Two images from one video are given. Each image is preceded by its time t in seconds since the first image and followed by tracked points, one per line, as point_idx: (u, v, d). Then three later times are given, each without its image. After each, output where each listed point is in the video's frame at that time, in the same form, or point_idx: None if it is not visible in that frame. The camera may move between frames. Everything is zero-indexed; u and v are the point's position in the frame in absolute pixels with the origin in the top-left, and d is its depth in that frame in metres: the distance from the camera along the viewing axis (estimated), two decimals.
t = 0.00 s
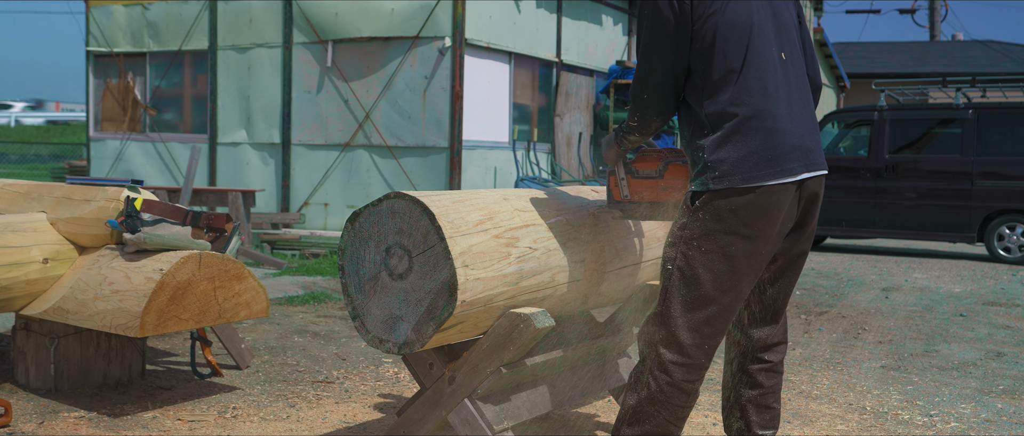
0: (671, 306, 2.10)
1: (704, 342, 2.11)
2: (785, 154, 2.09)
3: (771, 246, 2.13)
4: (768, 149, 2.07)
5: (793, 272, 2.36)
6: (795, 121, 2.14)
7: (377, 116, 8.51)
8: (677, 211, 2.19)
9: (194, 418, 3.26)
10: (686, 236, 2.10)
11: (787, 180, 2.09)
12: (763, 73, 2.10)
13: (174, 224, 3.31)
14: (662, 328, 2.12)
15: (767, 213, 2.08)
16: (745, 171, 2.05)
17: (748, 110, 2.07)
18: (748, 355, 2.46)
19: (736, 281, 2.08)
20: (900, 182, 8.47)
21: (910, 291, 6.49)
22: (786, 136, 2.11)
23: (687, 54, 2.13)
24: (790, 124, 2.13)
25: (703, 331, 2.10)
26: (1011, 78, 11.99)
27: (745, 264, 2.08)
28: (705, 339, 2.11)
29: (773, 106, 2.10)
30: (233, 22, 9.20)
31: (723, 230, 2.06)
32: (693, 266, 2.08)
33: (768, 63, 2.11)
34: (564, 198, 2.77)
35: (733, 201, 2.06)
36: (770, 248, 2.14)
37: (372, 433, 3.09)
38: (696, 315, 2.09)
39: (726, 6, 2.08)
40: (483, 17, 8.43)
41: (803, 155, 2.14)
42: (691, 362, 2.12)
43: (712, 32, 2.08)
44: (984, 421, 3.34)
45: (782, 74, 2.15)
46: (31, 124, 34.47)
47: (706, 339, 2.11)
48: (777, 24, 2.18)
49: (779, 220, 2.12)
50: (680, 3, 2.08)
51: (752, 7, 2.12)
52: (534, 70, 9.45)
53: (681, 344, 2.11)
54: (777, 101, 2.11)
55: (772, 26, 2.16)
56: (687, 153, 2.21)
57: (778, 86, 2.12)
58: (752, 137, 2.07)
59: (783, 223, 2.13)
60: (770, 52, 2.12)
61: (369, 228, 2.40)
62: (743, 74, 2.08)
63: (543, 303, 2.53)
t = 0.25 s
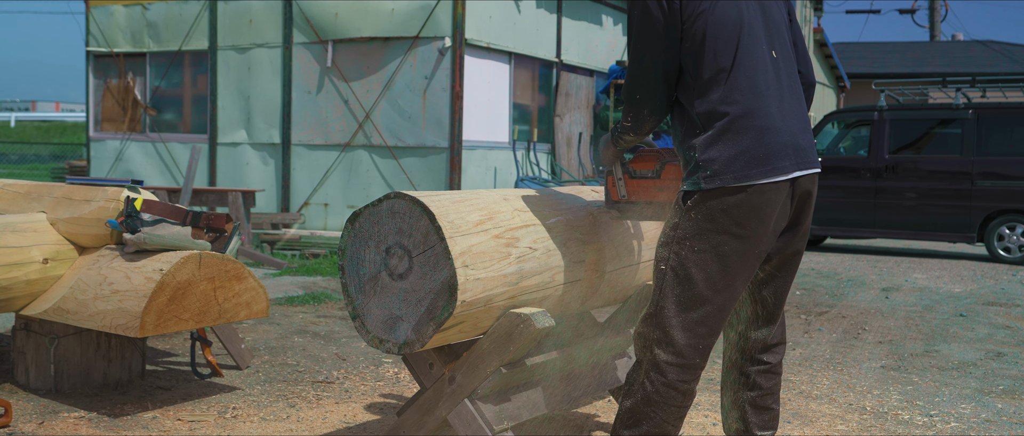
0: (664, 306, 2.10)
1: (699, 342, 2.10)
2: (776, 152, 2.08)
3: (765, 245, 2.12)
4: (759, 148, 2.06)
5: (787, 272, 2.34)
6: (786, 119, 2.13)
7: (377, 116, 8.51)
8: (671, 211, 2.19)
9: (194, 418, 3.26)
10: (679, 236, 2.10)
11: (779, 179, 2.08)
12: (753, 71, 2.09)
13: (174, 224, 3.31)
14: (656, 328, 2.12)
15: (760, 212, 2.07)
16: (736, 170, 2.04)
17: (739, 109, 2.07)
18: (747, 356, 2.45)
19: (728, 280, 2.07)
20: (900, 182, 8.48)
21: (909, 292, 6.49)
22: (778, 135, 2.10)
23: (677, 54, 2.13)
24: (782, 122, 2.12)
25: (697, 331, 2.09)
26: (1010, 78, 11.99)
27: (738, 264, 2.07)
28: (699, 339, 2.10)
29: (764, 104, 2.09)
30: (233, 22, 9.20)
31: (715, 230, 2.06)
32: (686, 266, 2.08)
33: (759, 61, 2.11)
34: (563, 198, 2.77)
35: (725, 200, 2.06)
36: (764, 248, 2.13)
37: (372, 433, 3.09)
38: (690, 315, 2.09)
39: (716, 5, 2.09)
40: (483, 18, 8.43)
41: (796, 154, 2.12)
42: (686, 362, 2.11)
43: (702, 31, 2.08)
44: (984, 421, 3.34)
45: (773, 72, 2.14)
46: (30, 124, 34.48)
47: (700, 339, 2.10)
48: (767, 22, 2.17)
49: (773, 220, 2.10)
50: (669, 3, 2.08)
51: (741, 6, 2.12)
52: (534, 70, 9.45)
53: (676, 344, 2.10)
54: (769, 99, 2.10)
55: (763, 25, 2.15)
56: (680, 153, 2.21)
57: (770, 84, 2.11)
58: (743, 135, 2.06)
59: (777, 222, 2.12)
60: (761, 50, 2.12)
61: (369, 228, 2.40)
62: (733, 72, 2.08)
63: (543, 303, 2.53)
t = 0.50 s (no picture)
0: (657, 308, 2.10)
1: (693, 343, 2.10)
2: (767, 152, 2.07)
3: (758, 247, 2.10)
4: (749, 147, 2.05)
5: (783, 273, 2.33)
6: (778, 119, 2.12)
7: (377, 116, 8.51)
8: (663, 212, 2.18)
9: (194, 418, 3.26)
10: (671, 237, 2.09)
11: (770, 179, 2.07)
12: (744, 70, 2.08)
13: (175, 224, 3.31)
14: (650, 330, 2.12)
15: (751, 212, 2.05)
16: (726, 170, 2.03)
17: (729, 108, 2.06)
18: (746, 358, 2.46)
19: (721, 281, 2.06)
20: (900, 183, 8.47)
21: (909, 292, 6.49)
22: (769, 134, 2.08)
23: (667, 53, 2.12)
24: (773, 121, 2.10)
25: (691, 332, 2.09)
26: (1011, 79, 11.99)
27: (730, 264, 2.06)
28: (693, 340, 2.10)
29: (754, 104, 2.08)
30: (233, 22, 9.20)
31: (707, 231, 2.05)
32: (679, 268, 2.07)
33: (749, 60, 2.10)
34: (562, 198, 2.77)
35: (716, 200, 2.04)
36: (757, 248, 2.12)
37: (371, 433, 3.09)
38: (683, 316, 2.08)
39: (706, 4, 2.08)
40: (483, 18, 8.43)
41: (787, 154, 2.11)
42: (680, 363, 2.12)
43: (692, 30, 2.07)
44: (984, 421, 3.34)
45: (765, 71, 2.13)
46: (30, 124, 34.50)
47: (694, 340, 2.10)
48: (759, 21, 2.16)
49: (766, 220, 2.09)
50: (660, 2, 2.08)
51: (732, 4, 2.11)
52: (534, 70, 9.44)
53: (670, 345, 2.10)
54: (760, 98, 2.09)
55: (754, 24, 2.14)
56: (672, 152, 2.20)
57: (761, 83, 2.10)
58: (733, 135, 2.06)
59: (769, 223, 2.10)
60: (752, 49, 2.10)
61: (369, 228, 2.40)
62: (723, 72, 2.07)
63: (543, 303, 2.53)
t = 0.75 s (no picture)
0: (648, 309, 2.10)
1: (684, 344, 2.09)
2: (752, 151, 2.05)
3: (746, 247, 2.08)
4: (734, 146, 2.04)
5: (772, 275, 2.29)
6: (765, 119, 2.10)
7: (377, 116, 8.51)
8: (653, 213, 2.18)
9: (194, 418, 3.26)
10: (660, 239, 2.09)
11: (756, 178, 2.05)
12: (730, 69, 2.07)
13: (174, 223, 3.31)
14: (642, 332, 2.12)
15: (738, 212, 2.03)
16: (711, 169, 2.02)
17: (714, 107, 2.05)
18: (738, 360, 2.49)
19: (709, 282, 2.05)
20: (901, 183, 8.47)
21: (909, 293, 6.49)
22: (754, 134, 2.07)
23: (655, 51, 2.13)
24: (760, 121, 2.09)
25: (681, 334, 2.08)
26: (1011, 79, 11.99)
27: (719, 265, 2.04)
28: (684, 341, 2.09)
29: (741, 103, 2.07)
30: (233, 22, 9.20)
31: (694, 231, 2.04)
32: (667, 269, 2.06)
33: (737, 58, 2.09)
34: (562, 198, 2.76)
35: (701, 200, 2.03)
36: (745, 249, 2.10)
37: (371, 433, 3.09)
38: (673, 318, 2.08)
39: (694, 3, 2.08)
40: (483, 18, 8.43)
41: (773, 154, 2.09)
42: (673, 364, 2.11)
43: (679, 28, 2.07)
44: (984, 422, 3.34)
45: (753, 70, 2.12)
46: (30, 123, 34.52)
47: (685, 341, 2.09)
48: (749, 21, 2.15)
49: (754, 219, 2.07)
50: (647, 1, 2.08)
51: (721, 3, 2.10)
52: (534, 70, 9.44)
53: (661, 347, 2.10)
54: (746, 97, 2.08)
55: (743, 23, 2.13)
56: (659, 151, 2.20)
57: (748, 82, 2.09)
58: (718, 134, 2.05)
59: (757, 223, 2.08)
60: (739, 49, 2.09)
61: (370, 228, 2.40)
62: (709, 70, 2.06)
63: (543, 303, 2.53)
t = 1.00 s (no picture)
0: (639, 311, 2.09)
1: (676, 344, 2.09)
2: (737, 148, 2.05)
3: (734, 244, 2.07)
4: (718, 144, 2.04)
5: (762, 273, 2.27)
6: (750, 116, 2.10)
7: (378, 116, 8.51)
8: (642, 214, 2.18)
9: (194, 418, 3.26)
10: (648, 240, 2.08)
11: (742, 175, 2.04)
12: (714, 66, 2.07)
13: (174, 223, 3.31)
14: (633, 333, 2.12)
15: (725, 211, 2.03)
16: (695, 167, 2.02)
17: (698, 105, 2.05)
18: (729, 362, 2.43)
19: (698, 282, 2.04)
20: (901, 183, 8.47)
21: (909, 293, 6.49)
22: (739, 131, 2.06)
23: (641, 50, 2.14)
24: (745, 118, 2.09)
25: (672, 334, 2.08)
26: (1011, 79, 11.99)
27: (707, 264, 2.04)
28: (676, 341, 2.09)
29: (726, 101, 2.07)
30: (233, 22, 9.20)
31: (682, 231, 2.03)
32: (656, 270, 2.06)
33: (722, 57, 2.09)
34: (562, 199, 2.76)
35: (687, 199, 2.03)
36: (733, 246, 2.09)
37: (372, 433, 3.09)
38: (664, 319, 2.07)
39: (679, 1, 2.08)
40: (483, 18, 8.43)
41: (759, 151, 2.08)
42: (666, 365, 2.11)
43: (663, 27, 2.08)
44: (985, 423, 3.34)
45: (739, 68, 2.12)
46: (30, 123, 34.51)
47: (678, 342, 2.09)
48: (736, 20, 2.15)
49: (742, 217, 2.06)
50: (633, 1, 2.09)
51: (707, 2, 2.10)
52: (534, 70, 9.44)
53: (654, 348, 2.10)
54: (731, 95, 2.08)
55: (730, 22, 2.13)
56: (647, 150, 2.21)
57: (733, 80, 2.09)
58: (702, 131, 2.05)
59: (744, 220, 2.07)
60: (725, 46, 2.09)
61: (370, 229, 2.40)
62: (693, 68, 2.07)
63: (543, 303, 2.53)
